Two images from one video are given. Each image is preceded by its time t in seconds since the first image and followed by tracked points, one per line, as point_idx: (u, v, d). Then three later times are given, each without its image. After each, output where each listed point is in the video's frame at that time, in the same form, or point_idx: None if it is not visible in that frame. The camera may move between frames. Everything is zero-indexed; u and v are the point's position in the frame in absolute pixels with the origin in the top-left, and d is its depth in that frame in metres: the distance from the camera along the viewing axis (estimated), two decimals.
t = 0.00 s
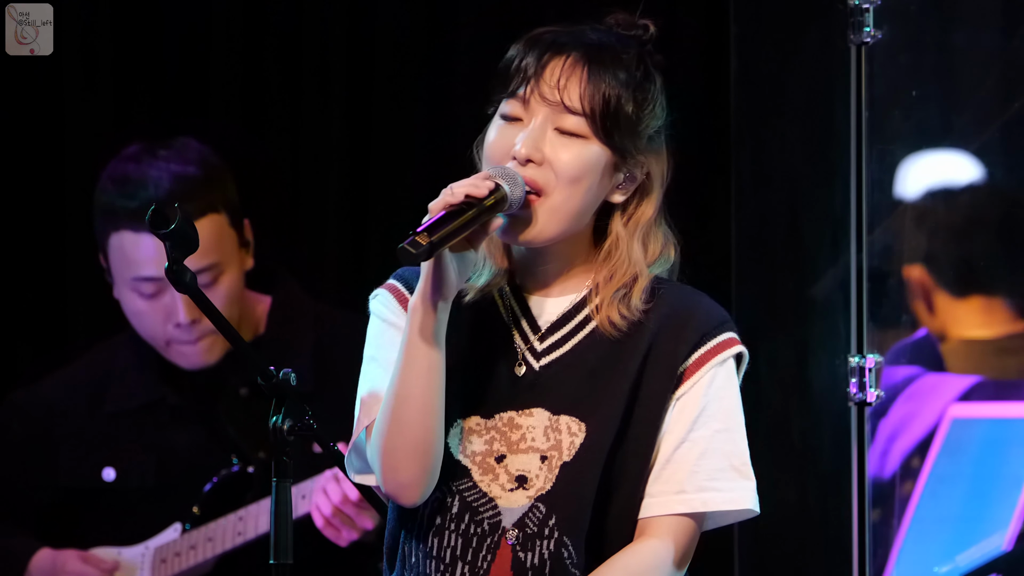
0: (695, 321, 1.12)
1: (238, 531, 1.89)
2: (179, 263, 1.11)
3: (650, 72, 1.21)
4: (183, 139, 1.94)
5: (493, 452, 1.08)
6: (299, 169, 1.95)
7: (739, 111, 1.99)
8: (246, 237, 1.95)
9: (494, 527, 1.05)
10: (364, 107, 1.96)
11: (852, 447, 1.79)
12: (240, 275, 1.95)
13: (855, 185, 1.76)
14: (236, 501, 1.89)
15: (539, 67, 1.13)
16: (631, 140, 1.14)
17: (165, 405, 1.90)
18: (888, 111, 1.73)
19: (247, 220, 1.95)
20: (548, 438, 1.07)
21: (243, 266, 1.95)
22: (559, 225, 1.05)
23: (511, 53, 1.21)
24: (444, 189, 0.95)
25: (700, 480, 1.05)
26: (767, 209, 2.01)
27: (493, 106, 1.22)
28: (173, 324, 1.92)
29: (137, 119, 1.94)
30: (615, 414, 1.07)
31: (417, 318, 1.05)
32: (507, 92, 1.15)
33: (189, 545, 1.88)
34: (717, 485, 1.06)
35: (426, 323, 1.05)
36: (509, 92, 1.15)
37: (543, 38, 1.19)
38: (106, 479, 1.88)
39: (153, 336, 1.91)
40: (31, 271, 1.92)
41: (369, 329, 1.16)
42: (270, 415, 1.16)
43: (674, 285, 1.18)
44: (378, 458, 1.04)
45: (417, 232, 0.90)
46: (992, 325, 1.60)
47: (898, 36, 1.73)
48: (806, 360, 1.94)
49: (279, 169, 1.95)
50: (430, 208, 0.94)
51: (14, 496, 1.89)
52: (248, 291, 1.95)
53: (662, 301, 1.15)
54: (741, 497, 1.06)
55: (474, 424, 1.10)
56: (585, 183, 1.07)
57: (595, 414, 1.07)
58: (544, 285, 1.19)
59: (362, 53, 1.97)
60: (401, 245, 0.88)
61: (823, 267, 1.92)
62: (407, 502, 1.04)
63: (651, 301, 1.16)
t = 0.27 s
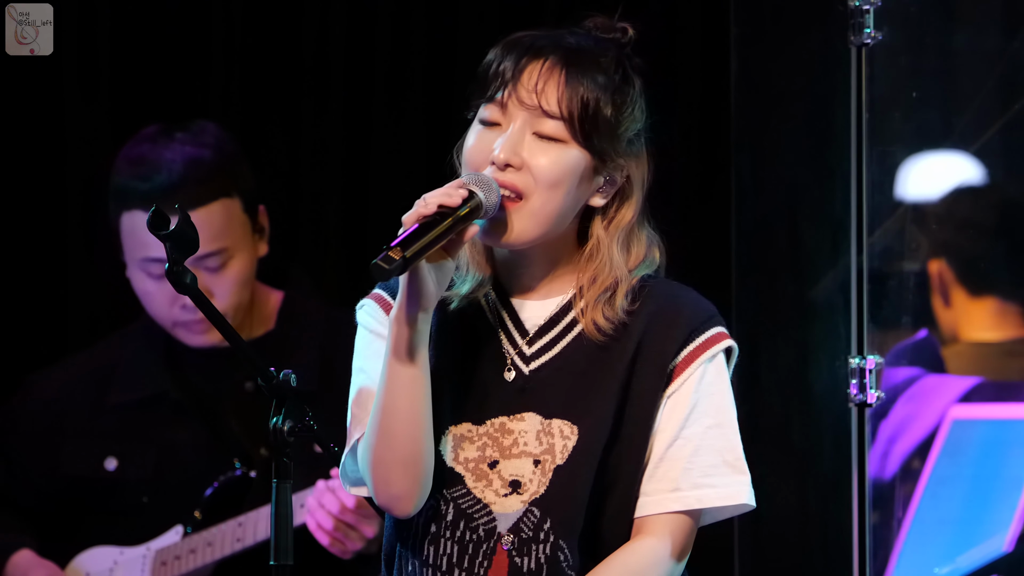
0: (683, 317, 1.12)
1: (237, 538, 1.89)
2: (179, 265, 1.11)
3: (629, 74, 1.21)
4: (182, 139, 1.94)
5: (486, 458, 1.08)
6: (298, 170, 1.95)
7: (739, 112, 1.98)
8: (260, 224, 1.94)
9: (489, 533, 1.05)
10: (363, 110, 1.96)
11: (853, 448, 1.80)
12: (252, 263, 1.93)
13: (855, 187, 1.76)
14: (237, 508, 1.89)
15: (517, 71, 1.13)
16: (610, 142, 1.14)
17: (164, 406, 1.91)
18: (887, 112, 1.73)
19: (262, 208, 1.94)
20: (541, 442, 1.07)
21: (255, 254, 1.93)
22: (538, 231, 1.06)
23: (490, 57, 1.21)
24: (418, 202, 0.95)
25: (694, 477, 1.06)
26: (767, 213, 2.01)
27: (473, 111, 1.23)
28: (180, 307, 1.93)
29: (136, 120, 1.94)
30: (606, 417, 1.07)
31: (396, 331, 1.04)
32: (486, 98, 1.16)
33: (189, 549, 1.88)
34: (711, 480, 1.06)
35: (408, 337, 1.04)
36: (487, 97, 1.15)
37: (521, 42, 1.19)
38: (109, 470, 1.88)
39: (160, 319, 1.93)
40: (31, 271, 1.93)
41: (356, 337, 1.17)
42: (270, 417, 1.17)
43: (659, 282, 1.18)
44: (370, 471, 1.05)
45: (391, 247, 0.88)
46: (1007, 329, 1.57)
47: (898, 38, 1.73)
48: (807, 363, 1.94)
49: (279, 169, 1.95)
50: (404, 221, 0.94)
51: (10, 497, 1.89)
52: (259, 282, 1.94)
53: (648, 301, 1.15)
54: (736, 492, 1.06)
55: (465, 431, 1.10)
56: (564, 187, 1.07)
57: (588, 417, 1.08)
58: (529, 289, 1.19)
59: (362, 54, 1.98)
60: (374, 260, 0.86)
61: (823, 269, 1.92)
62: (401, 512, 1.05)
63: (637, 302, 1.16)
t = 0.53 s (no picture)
0: (673, 315, 1.12)
1: (243, 542, 1.90)
2: (178, 263, 1.12)
3: (612, 75, 1.21)
4: (186, 139, 1.94)
5: (478, 460, 1.08)
6: (299, 171, 1.95)
7: (739, 112, 1.98)
8: (274, 225, 1.96)
9: (482, 534, 1.06)
10: (363, 109, 1.96)
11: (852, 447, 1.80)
12: (262, 265, 1.95)
13: (856, 186, 1.76)
14: (242, 511, 1.90)
15: (498, 74, 1.14)
16: (593, 143, 1.15)
17: (166, 405, 1.91)
18: (889, 111, 1.73)
19: (275, 208, 1.95)
20: (533, 443, 1.08)
21: (267, 255, 1.95)
22: (522, 232, 1.06)
23: (473, 60, 1.21)
24: (400, 207, 0.95)
25: (689, 474, 1.06)
26: (767, 212, 2.01)
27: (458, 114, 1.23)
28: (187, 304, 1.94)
29: (137, 120, 1.94)
30: (597, 418, 1.08)
31: (383, 337, 1.05)
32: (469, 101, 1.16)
33: (194, 550, 1.89)
34: (706, 477, 1.06)
35: (392, 343, 1.04)
36: (470, 100, 1.16)
37: (503, 45, 1.19)
38: (116, 464, 1.89)
39: (168, 315, 1.94)
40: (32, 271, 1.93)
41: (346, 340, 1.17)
42: (271, 415, 1.17)
43: (647, 280, 1.19)
44: (360, 476, 1.06)
45: (373, 252, 0.87)
46: (1018, 324, 1.58)
47: (899, 37, 1.72)
48: (808, 365, 1.95)
49: (281, 170, 1.96)
50: (387, 227, 0.94)
51: (11, 496, 1.90)
52: (271, 283, 1.95)
53: (637, 299, 1.15)
54: (731, 489, 1.07)
55: (457, 433, 1.11)
56: (548, 189, 1.07)
57: (581, 418, 1.08)
58: (517, 290, 1.19)
59: (362, 53, 1.98)
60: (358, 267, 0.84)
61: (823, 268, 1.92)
62: (392, 517, 1.06)
63: (626, 301, 1.16)
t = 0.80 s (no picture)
0: (674, 309, 1.12)
1: (245, 536, 1.91)
2: (177, 256, 1.12)
3: (623, 73, 1.21)
4: (186, 134, 1.94)
5: (478, 451, 1.08)
6: (298, 165, 1.96)
7: (739, 108, 1.99)
8: (274, 218, 1.95)
9: (481, 526, 1.06)
10: (363, 104, 1.96)
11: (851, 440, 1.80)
12: (263, 257, 1.95)
13: (854, 178, 1.77)
14: (243, 506, 1.90)
15: (511, 67, 1.13)
16: (601, 141, 1.14)
17: (167, 399, 1.92)
18: (888, 105, 1.73)
19: (276, 202, 1.95)
20: (533, 435, 1.08)
21: (267, 247, 1.95)
22: (526, 229, 1.06)
23: (485, 50, 1.21)
24: (407, 207, 0.95)
25: (688, 467, 1.06)
26: (766, 205, 2.02)
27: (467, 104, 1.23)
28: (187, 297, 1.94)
29: (137, 116, 1.94)
30: (598, 412, 1.08)
31: (385, 335, 1.04)
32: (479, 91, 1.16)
33: (195, 543, 1.89)
34: (706, 471, 1.06)
35: (391, 343, 1.04)
36: (481, 91, 1.15)
37: (516, 37, 1.18)
38: (116, 456, 1.90)
39: (169, 307, 1.94)
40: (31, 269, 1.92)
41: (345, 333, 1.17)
42: (270, 407, 1.17)
43: (649, 274, 1.19)
44: (360, 473, 1.06)
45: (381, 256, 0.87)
46: (1020, 315, 1.56)
47: (898, 30, 1.72)
48: (806, 356, 1.94)
49: (280, 164, 1.96)
50: (393, 229, 0.94)
51: (11, 491, 1.90)
52: (271, 275, 1.94)
53: (638, 294, 1.15)
54: (729, 482, 1.06)
55: (457, 425, 1.11)
56: (553, 186, 1.07)
57: (581, 412, 1.08)
58: (518, 284, 1.20)
59: (361, 47, 1.98)
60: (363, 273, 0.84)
61: (821, 261, 1.92)
62: (392, 513, 1.06)
63: (626, 297, 1.16)
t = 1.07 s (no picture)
0: (685, 308, 1.12)
1: (241, 534, 1.89)
2: (177, 254, 1.11)
3: (634, 66, 1.21)
4: (184, 133, 1.93)
5: (486, 447, 1.08)
6: (298, 163, 1.95)
7: (739, 107, 1.98)
8: (271, 216, 1.94)
9: (488, 521, 1.05)
10: (362, 102, 1.95)
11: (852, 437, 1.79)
12: (261, 255, 1.94)
13: (853, 176, 1.76)
14: (242, 503, 1.89)
15: (523, 61, 1.13)
16: (615, 134, 1.14)
17: (165, 399, 1.91)
18: (888, 102, 1.72)
19: (273, 199, 1.94)
20: (541, 431, 1.07)
21: (265, 245, 1.94)
22: (544, 222, 1.05)
23: (495, 46, 1.20)
24: (425, 200, 0.94)
25: (695, 467, 1.06)
26: (768, 203, 2.01)
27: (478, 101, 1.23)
28: (185, 296, 1.93)
29: (136, 114, 1.93)
30: (607, 408, 1.07)
31: (402, 326, 1.05)
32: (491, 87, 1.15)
33: (194, 542, 1.88)
34: (712, 471, 1.06)
35: (410, 335, 1.04)
36: (493, 87, 1.15)
37: (526, 32, 1.18)
38: (116, 455, 1.89)
39: (166, 306, 1.93)
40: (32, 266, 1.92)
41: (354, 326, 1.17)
42: (269, 406, 1.17)
43: (660, 274, 1.19)
44: (371, 465, 1.05)
45: (403, 249, 0.89)
46: (1019, 317, 1.58)
47: (899, 28, 1.72)
48: (806, 355, 1.94)
49: (280, 163, 1.95)
50: (412, 221, 0.94)
51: (10, 489, 1.89)
52: (270, 272, 1.94)
53: (649, 292, 1.16)
54: (735, 484, 1.06)
55: (466, 419, 1.11)
56: (569, 179, 1.07)
57: (588, 408, 1.08)
58: (530, 279, 1.19)
59: (360, 45, 1.97)
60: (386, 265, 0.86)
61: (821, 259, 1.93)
62: (402, 507, 1.05)
63: (638, 296, 1.16)
